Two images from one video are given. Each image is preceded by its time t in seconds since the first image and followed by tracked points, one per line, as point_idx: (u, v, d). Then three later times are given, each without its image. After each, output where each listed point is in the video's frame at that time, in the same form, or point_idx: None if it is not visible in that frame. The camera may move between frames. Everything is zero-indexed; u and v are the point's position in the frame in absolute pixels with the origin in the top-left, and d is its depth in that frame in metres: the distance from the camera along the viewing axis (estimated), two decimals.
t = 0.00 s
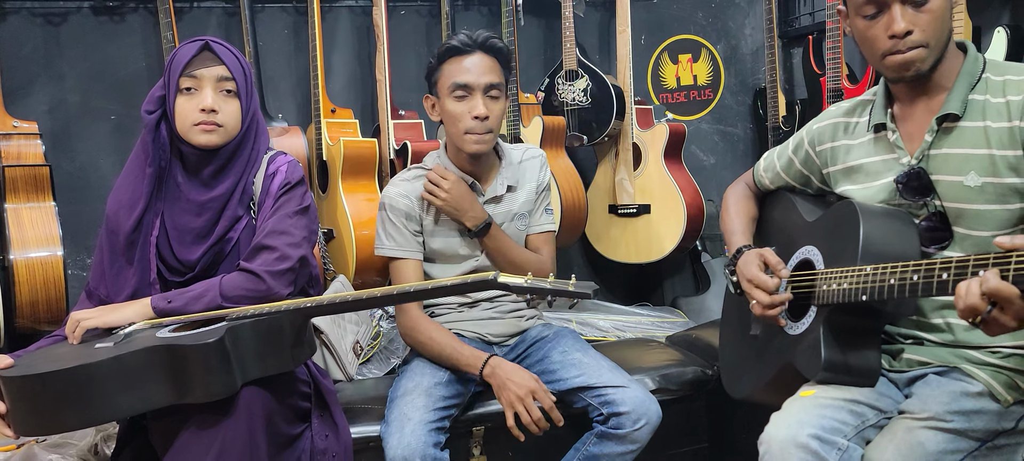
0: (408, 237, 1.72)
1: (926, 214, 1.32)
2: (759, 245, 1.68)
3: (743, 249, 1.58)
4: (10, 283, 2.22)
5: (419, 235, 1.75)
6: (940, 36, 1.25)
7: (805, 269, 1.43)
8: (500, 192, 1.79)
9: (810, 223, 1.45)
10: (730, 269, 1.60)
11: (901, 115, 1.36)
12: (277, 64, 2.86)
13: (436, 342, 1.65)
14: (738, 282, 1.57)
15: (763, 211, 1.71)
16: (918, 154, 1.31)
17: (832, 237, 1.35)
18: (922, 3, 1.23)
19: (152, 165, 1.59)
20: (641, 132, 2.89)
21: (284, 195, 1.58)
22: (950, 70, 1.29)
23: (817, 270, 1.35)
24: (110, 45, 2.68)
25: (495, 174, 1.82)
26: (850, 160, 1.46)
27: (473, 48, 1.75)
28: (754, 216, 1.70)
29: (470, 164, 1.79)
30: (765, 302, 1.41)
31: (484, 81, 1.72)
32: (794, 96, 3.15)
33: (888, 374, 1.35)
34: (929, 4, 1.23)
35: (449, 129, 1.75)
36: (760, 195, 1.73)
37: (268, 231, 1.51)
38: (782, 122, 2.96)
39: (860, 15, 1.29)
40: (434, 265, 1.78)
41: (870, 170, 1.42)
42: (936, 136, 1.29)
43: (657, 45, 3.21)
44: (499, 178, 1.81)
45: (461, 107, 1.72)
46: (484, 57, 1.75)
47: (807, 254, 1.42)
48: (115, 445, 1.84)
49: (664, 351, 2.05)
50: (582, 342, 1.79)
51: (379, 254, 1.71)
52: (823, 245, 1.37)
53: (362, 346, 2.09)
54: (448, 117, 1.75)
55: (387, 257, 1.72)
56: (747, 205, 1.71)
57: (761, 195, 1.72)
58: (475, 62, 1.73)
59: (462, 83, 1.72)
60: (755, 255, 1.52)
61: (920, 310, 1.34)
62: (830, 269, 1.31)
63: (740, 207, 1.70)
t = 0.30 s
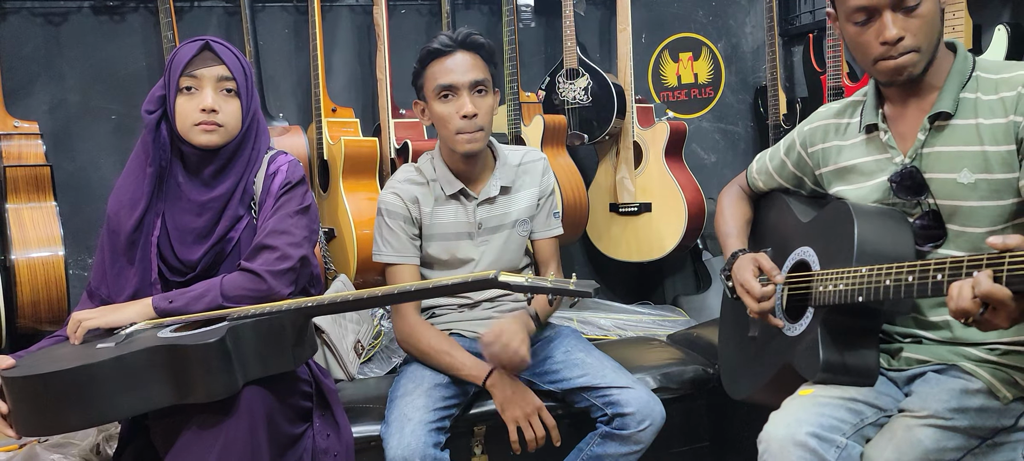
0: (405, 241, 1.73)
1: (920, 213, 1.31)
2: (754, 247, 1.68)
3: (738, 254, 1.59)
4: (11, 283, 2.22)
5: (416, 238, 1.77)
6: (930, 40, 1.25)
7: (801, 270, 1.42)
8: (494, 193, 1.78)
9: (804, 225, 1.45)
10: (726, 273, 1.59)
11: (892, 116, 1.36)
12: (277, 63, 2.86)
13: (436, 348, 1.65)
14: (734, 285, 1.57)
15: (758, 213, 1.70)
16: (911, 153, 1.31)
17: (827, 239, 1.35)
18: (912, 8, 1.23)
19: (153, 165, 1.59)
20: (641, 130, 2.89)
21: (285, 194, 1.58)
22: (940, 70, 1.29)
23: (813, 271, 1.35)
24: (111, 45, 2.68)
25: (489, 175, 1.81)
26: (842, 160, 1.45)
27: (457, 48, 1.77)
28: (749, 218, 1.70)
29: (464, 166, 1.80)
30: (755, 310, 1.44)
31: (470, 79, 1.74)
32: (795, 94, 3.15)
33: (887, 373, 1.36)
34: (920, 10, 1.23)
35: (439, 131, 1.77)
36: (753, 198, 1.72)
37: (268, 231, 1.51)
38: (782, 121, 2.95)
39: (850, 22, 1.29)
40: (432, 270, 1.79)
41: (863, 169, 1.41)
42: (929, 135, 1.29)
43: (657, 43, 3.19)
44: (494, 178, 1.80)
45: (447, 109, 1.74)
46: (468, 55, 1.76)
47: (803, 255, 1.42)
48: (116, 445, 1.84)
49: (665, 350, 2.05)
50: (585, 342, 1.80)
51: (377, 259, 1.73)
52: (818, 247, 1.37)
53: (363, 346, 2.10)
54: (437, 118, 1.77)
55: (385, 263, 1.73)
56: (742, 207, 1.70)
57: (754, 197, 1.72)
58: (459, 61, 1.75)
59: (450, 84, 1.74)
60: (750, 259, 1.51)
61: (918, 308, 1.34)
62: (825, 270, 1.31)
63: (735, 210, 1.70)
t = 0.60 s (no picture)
0: (406, 239, 1.73)
1: (924, 209, 1.31)
2: (759, 241, 1.67)
3: (744, 248, 1.58)
4: (12, 282, 2.22)
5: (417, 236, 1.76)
6: (938, 26, 1.24)
7: (805, 266, 1.42)
8: (494, 191, 1.77)
9: (808, 219, 1.45)
10: (731, 267, 1.59)
11: (898, 110, 1.35)
12: (277, 62, 2.86)
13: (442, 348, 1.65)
14: (739, 280, 1.56)
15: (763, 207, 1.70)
16: (916, 148, 1.31)
17: (831, 235, 1.34)
18: None
19: (152, 163, 1.59)
20: (642, 127, 2.89)
21: (285, 192, 1.57)
22: (946, 63, 1.28)
23: (816, 267, 1.34)
24: (111, 43, 2.68)
25: (489, 173, 1.81)
26: (846, 154, 1.45)
27: (453, 46, 1.75)
28: (754, 212, 1.69)
29: (464, 164, 1.78)
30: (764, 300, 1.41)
31: (466, 78, 1.72)
32: (795, 91, 3.14)
33: (890, 369, 1.35)
34: None
35: (439, 131, 1.76)
36: (759, 191, 1.71)
37: (269, 229, 1.51)
38: (783, 118, 2.95)
39: (858, 6, 1.28)
40: (435, 268, 1.80)
41: (867, 165, 1.41)
42: (934, 130, 1.29)
43: (658, 40, 3.18)
44: (494, 175, 1.79)
45: (445, 110, 1.73)
46: (465, 54, 1.75)
47: (806, 251, 1.42)
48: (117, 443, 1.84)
49: (667, 347, 2.05)
50: (587, 342, 1.81)
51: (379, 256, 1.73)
52: (822, 242, 1.37)
53: (364, 344, 2.09)
54: (436, 120, 1.76)
55: (388, 259, 1.73)
56: (747, 201, 1.70)
57: (759, 191, 1.71)
58: (457, 60, 1.74)
59: (447, 85, 1.73)
60: (756, 253, 1.51)
61: (920, 304, 1.33)
62: (828, 266, 1.30)
63: (740, 204, 1.69)
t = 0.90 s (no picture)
0: (406, 238, 1.73)
1: (929, 211, 1.31)
2: (761, 238, 1.67)
3: (745, 245, 1.58)
4: (10, 284, 2.22)
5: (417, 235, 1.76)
6: (947, 20, 1.24)
7: (808, 264, 1.42)
8: (495, 191, 1.77)
9: (812, 217, 1.45)
10: (731, 266, 1.59)
11: (906, 109, 1.36)
12: (276, 62, 2.85)
13: (443, 347, 1.66)
14: (739, 278, 1.56)
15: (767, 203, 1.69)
16: (923, 148, 1.30)
17: (835, 234, 1.34)
18: None
19: (150, 165, 1.59)
20: (641, 127, 2.89)
21: (283, 193, 1.57)
22: (955, 63, 1.28)
23: (819, 266, 1.34)
24: (109, 45, 2.67)
25: (490, 173, 1.80)
26: (852, 152, 1.45)
27: (451, 50, 1.75)
28: (757, 208, 1.69)
29: (465, 166, 1.78)
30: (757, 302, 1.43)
31: (466, 84, 1.72)
32: (794, 89, 3.14)
33: (890, 368, 1.35)
34: None
35: (440, 134, 1.76)
36: (764, 187, 1.71)
37: (267, 230, 1.51)
38: (782, 117, 2.95)
39: None
40: (437, 265, 1.80)
41: (873, 163, 1.41)
42: (941, 131, 1.29)
43: (657, 40, 3.18)
44: (495, 176, 1.79)
45: (445, 118, 1.74)
46: (464, 59, 1.75)
47: (809, 249, 1.42)
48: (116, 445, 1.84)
49: (666, 347, 2.05)
50: (587, 342, 1.80)
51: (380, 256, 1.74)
52: (826, 240, 1.37)
53: (363, 344, 2.09)
54: (437, 127, 1.76)
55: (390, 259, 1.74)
56: (750, 197, 1.69)
57: (763, 187, 1.71)
58: (457, 64, 1.73)
59: (444, 95, 1.73)
60: (758, 251, 1.50)
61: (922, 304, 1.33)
62: (832, 265, 1.30)
63: (743, 201, 1.69)
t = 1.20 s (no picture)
0: (405, 238, 1.74)
1: (933, 209, 1.32)
2: (761, 236, 1.67)
3: (747, 244, 1.58)
4: (11, 285, 2.22)
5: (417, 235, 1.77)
6: (952, 23, 1.24)
7: (809, 263, 1.42)
8: (494, 190, 1.77)
9: (814, 216, 1.45)
10: (732, 264, 1.59)
11: (910, 108, 1.36)
12: (276, 63, 2.85)
13: (445, 346, 1.66)
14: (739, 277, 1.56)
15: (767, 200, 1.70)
16: (926, 147, 1.31)
17: (837, 232, 1.34)
18: None
19: (151, 166, 1.59)
20: (641, 126, 2.89)
21: (284, 194, 1.58)
22: (959, 61, 1.28)
23: (821, 265, 1.34)
24: (109, 45, 2.68)
25: (490, 173, 1.81)
26: (855, 151, 1.45)
27: (451, 50, 1.75)
28: (757, 205, 1.69)
29: (465, 164, 1.79)
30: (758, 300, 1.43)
31: (466, 83, 1.72)
32: (794, 88, 3.14)
33: (892, 367, 1.35)
34: None
35: (440, 134, 1.76)
36: (764, 184, 1.71)
37: (268, 231, 1.51)
38: (782, 116, 2.95)
39: None
40: (436, 268, 1.80)
41: (875, 162, 1.41)
42: (944, 130, 1.29)
43: (657, 39, 3.18)
44: (495, 175, 1.79)
45: (446, 116, 1.74)
46: (464, 58, 1.75)
47: (811, 247, 1.41)
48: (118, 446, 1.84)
49: (667, 346, 2.05)
50: (587, 342, 1.80)
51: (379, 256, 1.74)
52: (828, 238, 1.37)
53: (364, 345, 2.09)
54: (437, 125, 1.77)
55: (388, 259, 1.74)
56: (750, 195, 1.69)
57: (763, 184, 1.71)
58: (457, 64, 1.73)
59: (445, 92, 1.73)
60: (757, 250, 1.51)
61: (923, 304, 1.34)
62: (835, 264, 1.30)
63: (743, 199, 1.69)
